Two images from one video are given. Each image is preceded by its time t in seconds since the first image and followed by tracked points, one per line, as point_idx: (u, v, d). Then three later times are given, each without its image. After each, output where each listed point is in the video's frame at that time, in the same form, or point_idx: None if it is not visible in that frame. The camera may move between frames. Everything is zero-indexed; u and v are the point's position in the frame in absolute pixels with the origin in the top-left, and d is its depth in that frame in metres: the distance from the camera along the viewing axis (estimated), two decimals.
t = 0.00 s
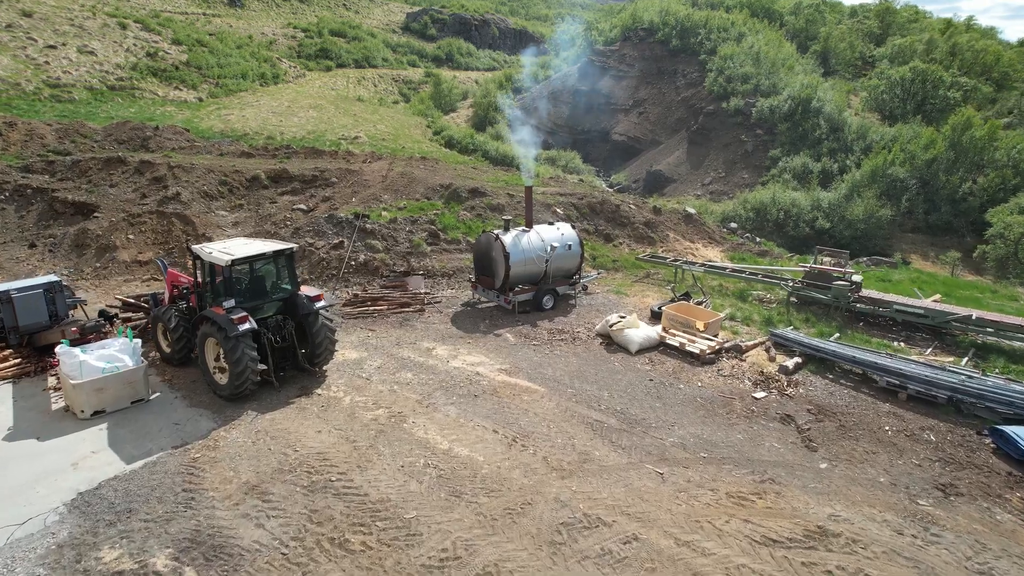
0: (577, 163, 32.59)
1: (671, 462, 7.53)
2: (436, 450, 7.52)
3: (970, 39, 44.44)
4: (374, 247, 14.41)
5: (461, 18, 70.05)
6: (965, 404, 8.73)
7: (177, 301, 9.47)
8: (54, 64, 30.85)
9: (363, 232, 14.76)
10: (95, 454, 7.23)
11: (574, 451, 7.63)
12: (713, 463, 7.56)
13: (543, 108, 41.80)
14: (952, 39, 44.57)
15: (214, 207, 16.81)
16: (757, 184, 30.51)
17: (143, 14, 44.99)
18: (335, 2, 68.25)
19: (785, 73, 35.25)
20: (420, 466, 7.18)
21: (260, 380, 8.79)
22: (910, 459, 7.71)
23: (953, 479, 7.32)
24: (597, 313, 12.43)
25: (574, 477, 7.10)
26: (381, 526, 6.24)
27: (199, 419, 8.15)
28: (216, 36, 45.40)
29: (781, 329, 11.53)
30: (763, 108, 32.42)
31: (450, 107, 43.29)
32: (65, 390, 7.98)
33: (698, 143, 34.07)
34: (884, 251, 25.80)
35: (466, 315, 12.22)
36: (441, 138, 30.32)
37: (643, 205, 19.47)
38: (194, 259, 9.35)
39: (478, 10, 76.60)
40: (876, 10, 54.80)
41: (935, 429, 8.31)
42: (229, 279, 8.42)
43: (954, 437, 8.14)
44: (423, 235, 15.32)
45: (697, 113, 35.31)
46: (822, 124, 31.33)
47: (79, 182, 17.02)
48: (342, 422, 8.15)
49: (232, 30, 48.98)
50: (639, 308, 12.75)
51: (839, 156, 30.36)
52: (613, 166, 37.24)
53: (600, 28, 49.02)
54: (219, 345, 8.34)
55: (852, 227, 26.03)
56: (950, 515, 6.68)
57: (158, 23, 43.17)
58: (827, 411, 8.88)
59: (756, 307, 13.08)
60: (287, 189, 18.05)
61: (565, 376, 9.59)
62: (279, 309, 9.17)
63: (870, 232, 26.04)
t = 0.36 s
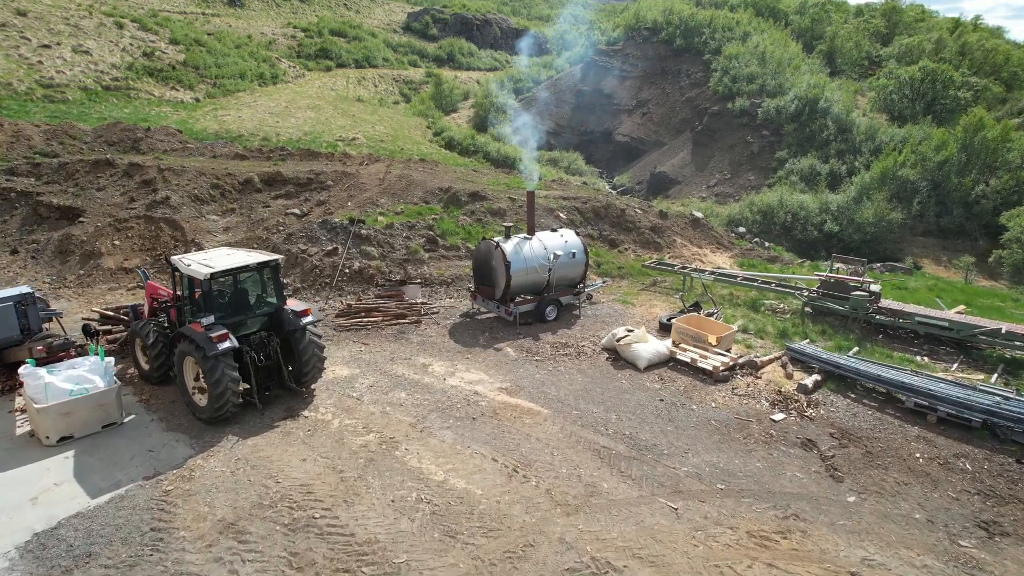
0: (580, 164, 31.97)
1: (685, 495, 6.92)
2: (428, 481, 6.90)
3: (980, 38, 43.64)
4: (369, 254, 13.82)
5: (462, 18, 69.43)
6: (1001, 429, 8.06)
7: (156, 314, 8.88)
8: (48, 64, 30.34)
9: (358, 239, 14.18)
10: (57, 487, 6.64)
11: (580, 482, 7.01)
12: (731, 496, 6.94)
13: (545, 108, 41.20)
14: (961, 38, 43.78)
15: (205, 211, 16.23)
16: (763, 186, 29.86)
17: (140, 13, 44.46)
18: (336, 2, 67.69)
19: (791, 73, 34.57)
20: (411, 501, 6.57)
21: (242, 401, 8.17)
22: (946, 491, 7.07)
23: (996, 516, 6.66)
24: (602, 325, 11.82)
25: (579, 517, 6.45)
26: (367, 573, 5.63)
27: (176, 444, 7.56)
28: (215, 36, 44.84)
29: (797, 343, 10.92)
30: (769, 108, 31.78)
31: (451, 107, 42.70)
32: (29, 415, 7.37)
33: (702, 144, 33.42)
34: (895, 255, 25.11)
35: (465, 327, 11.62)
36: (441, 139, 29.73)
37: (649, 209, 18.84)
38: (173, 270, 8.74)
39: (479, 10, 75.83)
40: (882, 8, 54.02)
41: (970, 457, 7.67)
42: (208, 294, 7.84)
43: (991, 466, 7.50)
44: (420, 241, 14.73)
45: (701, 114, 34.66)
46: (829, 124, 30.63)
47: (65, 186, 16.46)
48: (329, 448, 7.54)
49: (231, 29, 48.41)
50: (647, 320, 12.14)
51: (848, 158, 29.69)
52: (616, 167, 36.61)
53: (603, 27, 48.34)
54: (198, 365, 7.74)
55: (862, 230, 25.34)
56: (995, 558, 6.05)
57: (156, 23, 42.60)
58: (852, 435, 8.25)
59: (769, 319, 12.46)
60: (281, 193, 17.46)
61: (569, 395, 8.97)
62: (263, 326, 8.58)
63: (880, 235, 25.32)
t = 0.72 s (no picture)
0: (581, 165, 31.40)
1: (700, 531, 6.34)
2: (421, 515, 6.34)
3: (987, 38, 43.00)
4: (363, 261, 13.27)
5: (463, 17, 68.84)
6: None
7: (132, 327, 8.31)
8: (39, 64, 29.80)
9: (351, 245, 13.62)
10: (15, 522, 6.09)
11: (584, 517, 6.44)
12: (750, 532, 6.37)
13: (546, 109, 40.65)
14: (968, 38, 43.14)
15: (194, 215, 15.68)
16: (768, 188, 29.27)
17: (136, 13, 43.89)
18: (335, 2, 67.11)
19: (796, 73, 33.95)
20: (401, 539, 6.01)
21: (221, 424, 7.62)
22: (983, 525, 6.50)
23: None
24: (607, 337, 11.26)
25: (584, 559, 5.87)
26: None
27: (148, 472, 7.00)
28: (212, 35, 44.28)
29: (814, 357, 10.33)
30: (774, 109, 31.21)
31: (450, 107, 42.13)
32: None
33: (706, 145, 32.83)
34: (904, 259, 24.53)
35: (463, 339, 11.05)
36: (441, 140, 29.18)
37: (653, 213, 18.27)
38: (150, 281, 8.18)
39: (480, 9, 75.17)
40: (887, 7, 53.40)
41: (1006, 486, 7.10)
42: (185, 309, 7.28)
43: None
44: (416, 247, 14.17)
45: (705, 114, 34.08)
46: (835, 125, 30.00)
47: (50, 188, 15.90)
48: (313, 477, 6.97)
49: (229, 29, 47.84)
50: (653, 331, 11.57)
51: (854, 159, 29.10)
52: (618, 168, 36.05)
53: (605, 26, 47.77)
54: (173, 385, 7.19)
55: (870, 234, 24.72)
56: None
57: (152, 22, 42.05)
58: (877, 460, 7.68)
59: (781, 330, 11.88)
60: (273, 196, 16.90)
61: (572, 416, 8.41)
62: (245, 342, 8.03)
63: (889, 239, 24.69)
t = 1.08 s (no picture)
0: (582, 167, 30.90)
1: (716, 569, 5.83)
2: (412, 552, 5.83)
3: (993, 38, 42.49)
4: (357, 269, 12.76)
5: (463, 17, 68.34)
6: None
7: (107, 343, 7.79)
8: (31, 64, 29.29)
9: (345, 251, 13.11)
10: None
11: (590, 553, 5.92)
12: (770, 570, 5.85)
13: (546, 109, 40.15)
14: (973, 38, 42.65)
15: (184, 220, 15.17)
16: (773, 190, 28.76)
17: (132, 12, 43.36)
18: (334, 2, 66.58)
19: (800, 73, 33.43)
20: None
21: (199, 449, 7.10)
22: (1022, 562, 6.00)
23: None
24: (611, 349, 10.75)
25: None
26: None
27: (119, 503, 6.47)
28: (208, 35, 43.76)
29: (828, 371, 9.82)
30: (778, 110, 30.72)
31: (449, 107, 41.64)
32: None
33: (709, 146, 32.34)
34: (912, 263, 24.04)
35: (460, 352, 10.53)
36: (439, 141, 28.69)
37: (657, 216, 17.76)
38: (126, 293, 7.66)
39: (480, 10, 75.06)
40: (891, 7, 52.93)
41: None
42: (161, 327, 6.79)
43: None
44: (412, 253, 13.66)
45: (707, 115, 33.58)
46: (840, 126, 29.48)
47: (34, 192, 15.41)
48: (297, 509, 6.45)
49: (226, 29, 47.31)
50: (659, 343, 11.06)
51: (860, 161, 28.58)
52: (620, 169, 35.54)
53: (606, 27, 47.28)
54: (147, 408, 6.67)
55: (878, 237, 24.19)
56: None
57: (148, 22, 41.55)
58: (902, 486, 7.17)
59: (793, 341, 11.37)
60: (265, 200, 16.39)
61: (575, 438, 7.89)
62: (226, 360, 7.53)
63: (897, 242, 24.18)
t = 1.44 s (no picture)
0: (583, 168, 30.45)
1: None
2: None
3: (999, 37, 41.93)
4: (352, 275, 12.29)
5: (463, 17, 67.82)
6: None
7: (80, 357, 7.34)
8: (23, 64, 28.81)
9: (339, 257, 12.64)
10: None
11: None
12: None
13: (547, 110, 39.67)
14: (979, 37, 42.11)
15: (174, 224, 14.70)
16: (777, 191, 28.27)
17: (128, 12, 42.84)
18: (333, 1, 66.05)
19: (804, 73, 32.92)
20: None
21: (177, 474, 6.62)
22: None
23: None
24: (615, 360, 10.28)
25: None
26: None
27: (89, 535, 6.00)
28: (205, 35, 43.27)
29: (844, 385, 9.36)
30: (782, 110, 30.23)
31: (449, 108, 41.16)
32: None
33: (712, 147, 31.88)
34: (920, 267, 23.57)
35: (457, 364, 10.06)
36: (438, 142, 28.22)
37: (661, 220, 17.27)
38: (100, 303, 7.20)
39: (481, 10, 74.49)
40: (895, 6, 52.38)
41: None
42: (136, 342, 6.32)
43: None
44: (409, 259, 13.19)
45: (709, 116, 33.11)
46: (846, 127, 29.00)
47: (20, 195, 14.95)
48: (281, 540, 5.98)
49: (224, 29, 46.82)
50: (666, 354, 10.60)
51: (866, 162, 28.09)
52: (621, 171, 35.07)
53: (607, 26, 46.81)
54: (120, 431, 6.20)
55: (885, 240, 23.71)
56: None
57: (145, 22, 41.03)
58: (928, 512, 6.71)
59: (807, 352, 10.89)
60: (258, 203, 15.93)
61: (580, 460, 7.42)
62: (207, 377, 7.06)
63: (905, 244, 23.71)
